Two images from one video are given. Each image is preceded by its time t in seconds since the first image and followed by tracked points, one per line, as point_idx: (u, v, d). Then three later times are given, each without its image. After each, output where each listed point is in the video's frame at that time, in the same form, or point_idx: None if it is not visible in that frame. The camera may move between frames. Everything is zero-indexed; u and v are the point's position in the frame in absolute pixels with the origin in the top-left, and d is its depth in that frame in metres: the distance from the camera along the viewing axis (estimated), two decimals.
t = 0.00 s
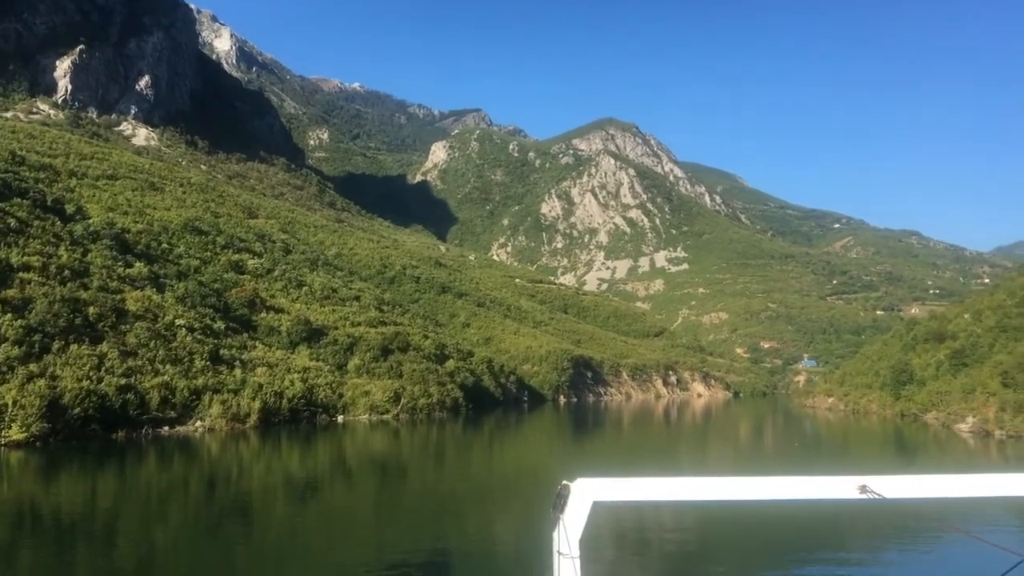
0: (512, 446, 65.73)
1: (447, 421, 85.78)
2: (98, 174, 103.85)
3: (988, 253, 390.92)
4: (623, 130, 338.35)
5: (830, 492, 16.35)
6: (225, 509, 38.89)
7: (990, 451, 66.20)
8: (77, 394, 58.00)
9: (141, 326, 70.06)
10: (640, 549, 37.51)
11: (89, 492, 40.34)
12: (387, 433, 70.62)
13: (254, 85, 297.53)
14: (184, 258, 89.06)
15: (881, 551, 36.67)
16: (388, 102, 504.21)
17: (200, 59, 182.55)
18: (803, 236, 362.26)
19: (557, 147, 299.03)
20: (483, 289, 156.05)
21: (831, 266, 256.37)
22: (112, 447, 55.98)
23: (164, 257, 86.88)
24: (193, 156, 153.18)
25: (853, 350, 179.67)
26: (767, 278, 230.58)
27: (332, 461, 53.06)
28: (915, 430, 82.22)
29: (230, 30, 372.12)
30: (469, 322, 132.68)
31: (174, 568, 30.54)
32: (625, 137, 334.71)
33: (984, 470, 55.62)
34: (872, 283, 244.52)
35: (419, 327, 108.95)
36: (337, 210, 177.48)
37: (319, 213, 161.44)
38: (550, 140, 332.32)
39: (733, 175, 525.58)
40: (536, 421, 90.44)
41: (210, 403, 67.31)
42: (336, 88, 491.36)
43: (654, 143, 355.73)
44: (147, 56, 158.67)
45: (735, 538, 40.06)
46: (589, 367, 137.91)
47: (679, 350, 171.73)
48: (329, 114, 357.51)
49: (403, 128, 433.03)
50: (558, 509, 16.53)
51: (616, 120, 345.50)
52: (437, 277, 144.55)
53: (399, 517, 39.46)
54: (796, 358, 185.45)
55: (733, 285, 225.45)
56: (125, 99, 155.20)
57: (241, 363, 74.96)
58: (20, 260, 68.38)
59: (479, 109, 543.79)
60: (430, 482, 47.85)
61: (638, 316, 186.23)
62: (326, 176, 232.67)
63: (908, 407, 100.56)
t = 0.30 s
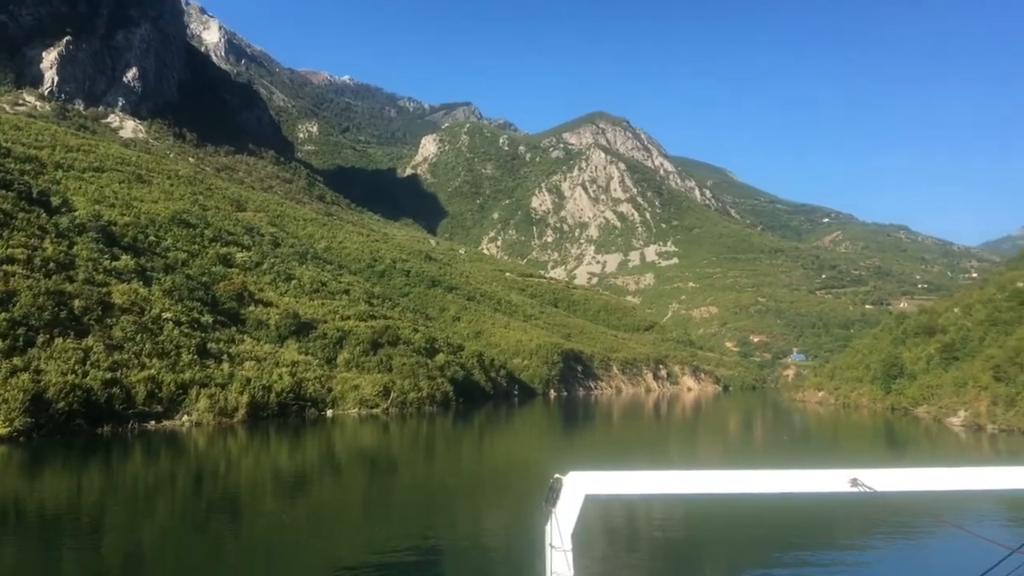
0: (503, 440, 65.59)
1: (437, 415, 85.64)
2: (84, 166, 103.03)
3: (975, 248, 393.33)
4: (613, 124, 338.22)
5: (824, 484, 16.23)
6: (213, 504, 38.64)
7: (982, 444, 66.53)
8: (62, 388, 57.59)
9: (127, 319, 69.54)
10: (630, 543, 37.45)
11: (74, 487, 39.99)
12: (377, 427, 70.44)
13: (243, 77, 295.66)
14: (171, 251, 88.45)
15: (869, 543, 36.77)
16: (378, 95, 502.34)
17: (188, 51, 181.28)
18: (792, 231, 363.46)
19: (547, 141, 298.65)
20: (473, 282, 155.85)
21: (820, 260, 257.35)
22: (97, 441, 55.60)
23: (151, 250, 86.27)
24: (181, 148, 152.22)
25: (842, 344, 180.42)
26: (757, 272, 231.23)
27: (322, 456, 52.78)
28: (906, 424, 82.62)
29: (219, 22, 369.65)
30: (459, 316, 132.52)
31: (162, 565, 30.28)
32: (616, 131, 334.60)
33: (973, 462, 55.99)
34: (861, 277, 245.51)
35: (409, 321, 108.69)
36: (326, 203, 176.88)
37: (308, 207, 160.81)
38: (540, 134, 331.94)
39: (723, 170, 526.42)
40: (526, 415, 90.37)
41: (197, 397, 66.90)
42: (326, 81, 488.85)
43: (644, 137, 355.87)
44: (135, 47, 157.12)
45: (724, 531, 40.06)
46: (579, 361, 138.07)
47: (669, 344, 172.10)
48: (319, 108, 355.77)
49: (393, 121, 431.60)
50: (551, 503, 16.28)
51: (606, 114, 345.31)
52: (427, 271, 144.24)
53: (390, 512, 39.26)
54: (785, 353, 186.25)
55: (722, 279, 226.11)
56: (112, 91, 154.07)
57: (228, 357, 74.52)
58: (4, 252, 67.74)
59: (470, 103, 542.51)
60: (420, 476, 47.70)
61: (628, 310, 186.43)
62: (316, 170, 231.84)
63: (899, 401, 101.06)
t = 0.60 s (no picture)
0: (492, 434, 65.43)
1: (426, 409, 85.46)
2: (69, 158, 102.14)
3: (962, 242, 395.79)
4: (603, 118, 338.01)
5: (811, 477, 16.28)
6: (200, 499, 38.35)
7: (972, 438, 66.83)
8: (45, 381, 57.14)
9: (112, 313, 68.93)
10: (619, 536, 37.46)
11: (58, 483, 39.60)
12: (365, 421, 70.21)
13: (230, 70, 293.57)
14: (158, 244, 87.74)
15: (856, 536, 36.89)
16: (367, 88, 499.95)
17: (175, 42, 179.82)
18: (780, 225, 364.70)
19: (537, 135, 298.20)
20: (462, 276, 155.63)
21: (808, 254, 258.32)
22: (80, 436, 55.13)
23: (137, 243, 85.55)
24: (168, 141, 151.11)
25: (830, 338, 181.23)
26: (745, 266, 231.88)
27: (309, 450, 52.45)
28: (895, 418, 83.02)
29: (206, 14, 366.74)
30: (448, 310, 132.31)
31: (149, 560, 29.95)
32: (605, 125, 334.44)
33: (961, 455, 56.31)
34: (849, 272, 246.60)
35: (398, 314, 108.36)
36: (315, 196, 176.12)
37: (297, 199, 160.02)
38: (530, 127, 331.52)
39: (711, 164, 527.42)
40: (516, 409, 90.31)
41: (183, 392, 66.50)
42: (314, 73, 486.06)
43: (634, 131, 355.86)
44: (120, 38, 155.68)
45: (712, 524, 40.11)
46: (569, 354, 138.13)
47: (659, 338, 172.42)
48: (307, 100, 353.82)
49: (382, 114, 429.89)
50: (543, 495, 16.34)
51: (595, 108, 345.17)
52: (416, 264, 143.87)
53: (379, 506, 39.01)
54: (774, 346, 186.99)
55: (711, 273, 226.71)
56: (98, 83, 152.72)
57: (215, 351, 74.06)
58: None
59: (459, 96, 540.90)
60: (408, 470, 47.61)
61: (618, 304, 186.54)
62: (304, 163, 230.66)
63: (889, 394, 101.55)
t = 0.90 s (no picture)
0: (480, 430, 65.24)
1: (414, 404, 85.20)
2: (53, 150, 101.14)
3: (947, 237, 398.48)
4: (591, 113, 337.88)
5: (804, 472, 16.08)
6: (185, 495, 38.05)
7: (962, 433, 67.15)
8: (26, 376, 56.62)
9: (95, 307, 68.34)
10: (608, 531, 37.39)
11: (40, 479, 39.15)
12: (352, 417, 69.86)
13: (217, 62, 291.50)
14: (142, 237, 86.96)
15: (844, 530, 37.08)
16: (355, 81, 497.39)
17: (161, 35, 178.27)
18: (767, 220, 366.11)
19: (525, 129, 297.74)
20: (451, 271, 155.21)
21: (795, 249, 259.23)
22: (63, 431, 54.60)
23: (122, 236, 84.73)
24: (154, 134, 149.84)
25: (817, 333, 182.07)
26: (733, 262, 232.55)
27: (297, 446, 52.09)
28: (885, 413, 83.41)
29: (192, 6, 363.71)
30: (437, 304, 132.05)
31: (135, 559, 29.64)
32: (594, 119, 334.21)
33: (950, 451, 56.66)
34: (836, 267, 247.79)
35: (385, 309, 108.03)
36: (302, 190, 175.27)
37: (284, 193, 159.16)
38: (518, 122, 331.01)
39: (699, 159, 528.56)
40: (504, 404, 90.18)
41: (167, 387, 66.04)
42: (301, 66, 483.11)
43: (622, 126, 355.88)
44: (105, 30, 154.35)
45: (700, 519, 40.06)
46: (557, 349, 138.14)
47: (647, 333, 172.74)
48: (294, 94, 351.72)
49: (370, 108, 428.13)
50: (533, 491, 15.99)
51: (584, 103, 345.01)
52: (404, 258, 143.42)
53: (367, 502, 38.83)
54: (761, 341, 187.69)
55: (699, 268, 227.31)
56: (83, 75, 151.25)
57: (200, 346, 73.52)
58: None
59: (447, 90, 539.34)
60: (396, 465, 47.43)
61: (606, 299, 186.56)
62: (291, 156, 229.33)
63: (877, 389, 101.97)
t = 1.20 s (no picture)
0: (467, 427, 65.14)
1: (401, 401, 84.91)
2: (36, 144, 100.08)
3: (932, 235, 401.11)
4: (579, 110, 337.84)
5: (792, 468, 15.98)
6: (169, 492, 37.88)
7: (951, 430, 67.45)
8: (6, 373, 56.01)
9: (77, 302, 67.67)
10: (596, 527, 37.37)
11: (22, 477, 38.84)
12: (338, 414, 69.67)
13: (203, 57, 289.38)
14: (126, 233, 86.17)
15: (831, 525, 37.22)
16: (341, 76, 495.09)
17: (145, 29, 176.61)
18: (754, 217, 367.47)
19: (512, 126, 297.28)
20: (438, 267, 154.76)
21: (782, 246, 260.25)
22: (44, 428, 54.10)
23: (105, 231, 83.86)
24: (138, 129, 148.51)
25: (803, 330, 182.85)
26: (720, 259, 233.21)
27: (282, 443, 51.64)
28: (873, 410, 83.76)
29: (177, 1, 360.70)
30: (424, 301, 131.75)
31: (119, 559, 29.22)
32: (581, 116, 334.09)
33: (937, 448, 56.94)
34: (822, 264, 248.97)
35: (372, 305, 107.64)
36: (288, 186, 174.39)
37: (270, 189, 158.26)
38: (506, 118, 330.53)
39: (686, 156, 529.87)
40: (491, 401, 90.04)
41: (150, 383, 65.48)
42: (288, 62, 480.19)
43: (610, 123, 355.89)
44: (89, 24, 152.91)
45: (688, 514, 40.10)
46: (545, 346, 138.08)
47: (634, 330, 172.94)
48: (281, 89, 349.68)
49: (357, 104, 426.36)
50: (524, 487, 15.87)
51: (571, 99, 344.98)
52: (391, 255, 142.91)
53: (353, 499, 38.80)
54: (748, 338, 188.34)
55: (686, 265, 227.86)
56: (66, 69, 149.70)
57: (184, 342, 72.96)
58: None
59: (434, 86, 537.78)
60: (382, 461, 47.38)
61: (594, 296, 186.54)
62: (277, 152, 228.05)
63: (865, 386, 102.33)
